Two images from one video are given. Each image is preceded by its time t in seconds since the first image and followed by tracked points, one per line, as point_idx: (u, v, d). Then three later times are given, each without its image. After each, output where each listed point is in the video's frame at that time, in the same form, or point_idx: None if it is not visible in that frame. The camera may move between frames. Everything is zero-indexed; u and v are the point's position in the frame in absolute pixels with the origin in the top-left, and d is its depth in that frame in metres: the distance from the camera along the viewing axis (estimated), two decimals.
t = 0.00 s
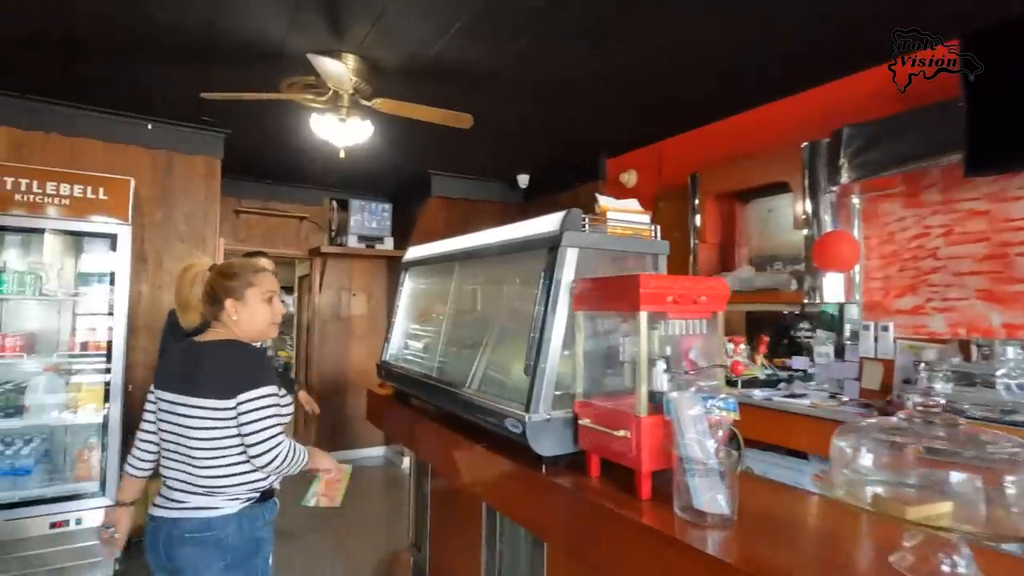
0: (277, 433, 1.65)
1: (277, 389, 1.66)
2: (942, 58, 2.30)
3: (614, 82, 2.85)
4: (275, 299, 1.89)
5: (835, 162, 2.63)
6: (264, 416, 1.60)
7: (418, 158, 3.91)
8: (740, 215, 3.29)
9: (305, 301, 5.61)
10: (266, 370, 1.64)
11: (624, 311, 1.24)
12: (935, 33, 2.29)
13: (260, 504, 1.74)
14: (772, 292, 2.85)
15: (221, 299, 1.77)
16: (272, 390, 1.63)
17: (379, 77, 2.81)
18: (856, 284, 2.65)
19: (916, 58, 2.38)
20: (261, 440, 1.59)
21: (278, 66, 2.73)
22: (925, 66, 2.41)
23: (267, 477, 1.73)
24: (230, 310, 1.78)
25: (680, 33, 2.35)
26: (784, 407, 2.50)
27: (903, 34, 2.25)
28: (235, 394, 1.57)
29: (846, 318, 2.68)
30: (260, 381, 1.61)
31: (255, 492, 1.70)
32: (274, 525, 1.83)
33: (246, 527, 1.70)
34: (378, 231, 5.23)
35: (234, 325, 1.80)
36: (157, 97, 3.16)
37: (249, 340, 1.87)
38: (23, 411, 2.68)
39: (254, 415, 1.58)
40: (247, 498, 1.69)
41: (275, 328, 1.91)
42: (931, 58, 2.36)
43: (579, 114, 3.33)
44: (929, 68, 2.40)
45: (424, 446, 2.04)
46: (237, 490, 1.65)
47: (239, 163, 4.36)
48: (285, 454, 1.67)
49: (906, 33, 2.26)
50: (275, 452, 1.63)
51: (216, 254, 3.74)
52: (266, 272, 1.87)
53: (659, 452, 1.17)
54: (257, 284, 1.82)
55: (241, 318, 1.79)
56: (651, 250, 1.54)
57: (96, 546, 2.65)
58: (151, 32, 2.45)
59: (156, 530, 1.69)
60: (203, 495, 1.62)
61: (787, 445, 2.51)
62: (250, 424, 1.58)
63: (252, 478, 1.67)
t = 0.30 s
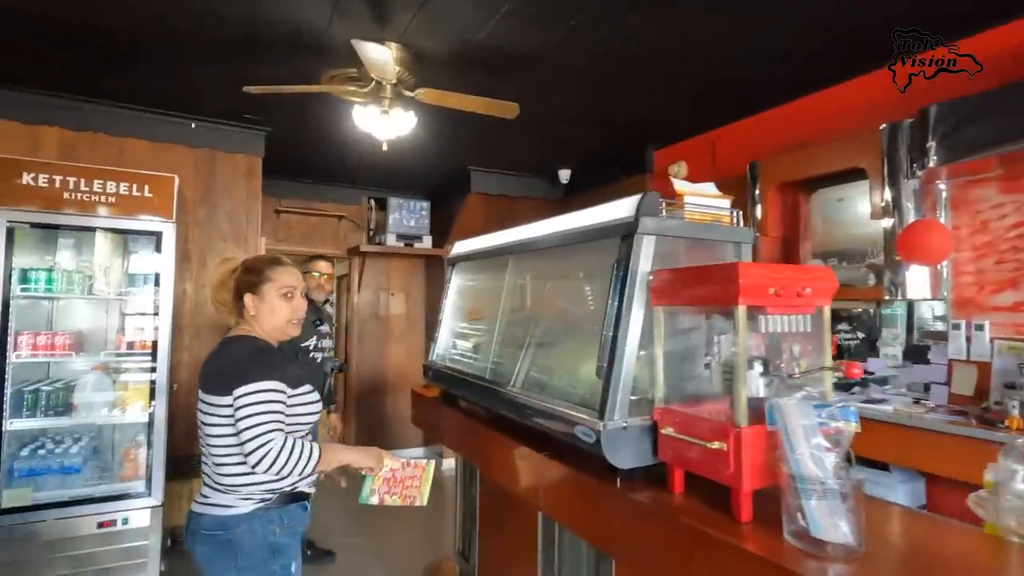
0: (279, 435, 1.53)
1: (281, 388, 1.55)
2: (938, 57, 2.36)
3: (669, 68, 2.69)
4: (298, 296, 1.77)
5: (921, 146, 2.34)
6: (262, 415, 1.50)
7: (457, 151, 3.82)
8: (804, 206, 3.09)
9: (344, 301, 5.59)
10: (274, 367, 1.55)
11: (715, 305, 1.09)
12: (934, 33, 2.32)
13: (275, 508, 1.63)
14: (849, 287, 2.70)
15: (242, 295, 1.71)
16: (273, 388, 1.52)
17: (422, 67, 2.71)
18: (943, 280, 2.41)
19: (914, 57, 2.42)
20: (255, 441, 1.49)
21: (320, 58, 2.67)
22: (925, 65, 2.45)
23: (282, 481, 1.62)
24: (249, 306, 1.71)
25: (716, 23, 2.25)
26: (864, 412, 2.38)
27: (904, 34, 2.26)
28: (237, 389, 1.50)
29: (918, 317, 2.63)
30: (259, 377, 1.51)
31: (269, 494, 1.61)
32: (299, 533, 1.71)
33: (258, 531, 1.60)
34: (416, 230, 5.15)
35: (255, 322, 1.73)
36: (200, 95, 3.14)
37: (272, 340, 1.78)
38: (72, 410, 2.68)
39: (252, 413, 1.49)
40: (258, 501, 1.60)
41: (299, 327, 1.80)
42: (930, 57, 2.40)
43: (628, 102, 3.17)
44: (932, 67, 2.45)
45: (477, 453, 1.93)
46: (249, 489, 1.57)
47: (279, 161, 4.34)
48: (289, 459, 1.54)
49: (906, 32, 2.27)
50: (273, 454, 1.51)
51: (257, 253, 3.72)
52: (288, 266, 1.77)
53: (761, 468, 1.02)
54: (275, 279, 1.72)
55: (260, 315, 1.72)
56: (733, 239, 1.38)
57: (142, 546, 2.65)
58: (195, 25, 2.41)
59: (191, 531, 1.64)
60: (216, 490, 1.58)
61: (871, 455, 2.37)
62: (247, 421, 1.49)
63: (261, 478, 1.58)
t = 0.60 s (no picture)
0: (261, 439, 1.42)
1: (268, 389, 1.44)
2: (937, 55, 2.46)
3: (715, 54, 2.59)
4: (315, 293, 1.64)
5: None
6: (243, 414, 1.43)
7: (500, 143, 3.70)
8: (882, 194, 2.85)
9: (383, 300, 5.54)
10: (267, 365, 1.46)
11: (844, 303, 0.92)
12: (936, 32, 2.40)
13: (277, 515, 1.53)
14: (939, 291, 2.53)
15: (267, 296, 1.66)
16: (256, 389, 1.43)
17: (470, 54, 2.59)
18: None
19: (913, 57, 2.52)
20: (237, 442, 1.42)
21: (365, 48, 2.57)
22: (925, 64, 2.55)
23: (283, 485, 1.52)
24: (272, 307, 1.65)
25: (750, 13, 2.23)
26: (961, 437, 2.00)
27: (904, 34, 2.34)
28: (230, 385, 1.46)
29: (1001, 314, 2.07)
30: (245, 374, 1.45)
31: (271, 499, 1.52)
32: (307, 542, 1.57)
33: (256, 536, 1.52)
34: (457, 228, 5.05)
35: (277, 323, 1.65)
36: (244, 91, 3.11)
37: (299, 344, 1.67)
38: (121, 411, 2.65)
39: (236, 410, 1.43)
40: (259, 505, 1.52)
41: (320, 328, 1.66)
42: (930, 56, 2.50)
43: (684, 87, 2.98)
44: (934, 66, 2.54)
45: (536, 462, 1.78)
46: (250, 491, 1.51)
47: (321, 159, 4.30)
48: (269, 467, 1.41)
49: (906, 32, 2.34)
50: (250, 458, 1.41)
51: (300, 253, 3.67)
52: (310, 264, 1.68)
53: (914, 500, 0.84)
54: (292, 277, 1.64)
55: (279, 314, 1.63)
56: (844, 226, 1.20)
57: (189, 550, 2.61)
58: (240, 16, 2.34)
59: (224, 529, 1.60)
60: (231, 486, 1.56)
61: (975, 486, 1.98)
62: (234, 419, 1.44)
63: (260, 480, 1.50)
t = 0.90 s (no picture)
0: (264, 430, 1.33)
1: (279, 380, 1.36)
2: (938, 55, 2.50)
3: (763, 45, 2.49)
4: (352, 292, 1.55)
5: None
6: (253, 402, 1.36)
7: (545, 138, 3.58)
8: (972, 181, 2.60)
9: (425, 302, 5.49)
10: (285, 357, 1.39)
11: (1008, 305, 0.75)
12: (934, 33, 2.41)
13: (290, 519, 1.42)
14: None
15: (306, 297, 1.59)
16: (268, 377, 1.36)
17: (519, 44, 2.48)
18: None
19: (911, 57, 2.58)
20: (244, 431, 1.34)
21: (410, 42, 2.50)
22: (925, 61, 2.60)
23: (296, 487, 1.41)
24: (310, 308, 1.57)
25: None
26: None
27: (904, 34, 2.36)
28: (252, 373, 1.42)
29: None
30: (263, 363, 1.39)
31: (284, 501, 1.42)
32: (317, 552, 1.44)
33: (267, 537, 1.43)
34: (499, 228, 4.95)
35: (315, 324, 1.57)
36: (289, 90, 3.09)
37: (337, 346, 1.58)
38: (171, 414, 2.63)
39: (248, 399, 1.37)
40: (275, 505, 1.44)
41: (359, 328, 1.56)
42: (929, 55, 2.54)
43: (743, 74, 2.80)
44: (932, 67, 2.65)
45: (597, 476, 1.63)
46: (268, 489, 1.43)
47: (364, 159, 4.27)
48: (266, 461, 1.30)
49: (906, 32, 2.37)
50: (249, 449, 1.31)
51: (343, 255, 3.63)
52: (347, 263, 1.60)
53: None
54: (329, 275, 1.56)
55: (317, 315, 1.55)
56: (979, 214, 1.02)
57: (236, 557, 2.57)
58: (285, 13, 2.30)
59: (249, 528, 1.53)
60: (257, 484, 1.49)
61: None
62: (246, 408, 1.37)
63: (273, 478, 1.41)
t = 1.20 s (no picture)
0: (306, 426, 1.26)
1: (313, 379, 1.30)
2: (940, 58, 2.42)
3: (814, 27, 2.35)
4: (375, 289, 1.47)
5: None
6: (287, 402, 1.30)
7: (585, 128, 3.47)
8: None
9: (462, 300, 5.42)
10: (311, 358, 1.32)
11: None
12: (934, 33, 2.45)
13: (320, 525, 1.34)
14: None
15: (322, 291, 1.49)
16: (299, 376, 1.31)
17: (561, 28, 2.37)
18: None
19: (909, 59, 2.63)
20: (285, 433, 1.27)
21: (449, 30, 2.43)
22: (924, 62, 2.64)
23: (326, 492, 1.33)
24: (328, 303, 1.48)
25: None
26: None
27: (903, 33, 2.39)
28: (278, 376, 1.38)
29: None
30: (290, 364, 1.34)
31: (315, 507, 1.34)
32: (352, 558, 1.37)
33: (298, 545, 1.36)
34: (537, 224, 4.85)
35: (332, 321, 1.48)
36: (328, 85, 3.06)
37: (354, 343, 1.51)
38: (213, 414, 2.63)
39: (282, 401, 1.32)
40: (304, 511, 1.36)
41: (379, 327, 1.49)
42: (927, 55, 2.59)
43: (797, 56, 2.64)
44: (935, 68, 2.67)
45: (649, 484, 1.51)
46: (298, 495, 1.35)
47: (401, 155, 4.23)
48: (313, 457, 1.24)
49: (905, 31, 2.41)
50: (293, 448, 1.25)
51: (381, 252, 3.59)
52: (367, 257, 1.49)
53: None
54: (348, 271, 1.45)
55: (336, 312, 1.46)
56: None
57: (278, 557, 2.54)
58: (323, 3, 2.26)
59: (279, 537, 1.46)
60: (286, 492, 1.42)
61: None
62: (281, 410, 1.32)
63: (305, 483, 1.34)
